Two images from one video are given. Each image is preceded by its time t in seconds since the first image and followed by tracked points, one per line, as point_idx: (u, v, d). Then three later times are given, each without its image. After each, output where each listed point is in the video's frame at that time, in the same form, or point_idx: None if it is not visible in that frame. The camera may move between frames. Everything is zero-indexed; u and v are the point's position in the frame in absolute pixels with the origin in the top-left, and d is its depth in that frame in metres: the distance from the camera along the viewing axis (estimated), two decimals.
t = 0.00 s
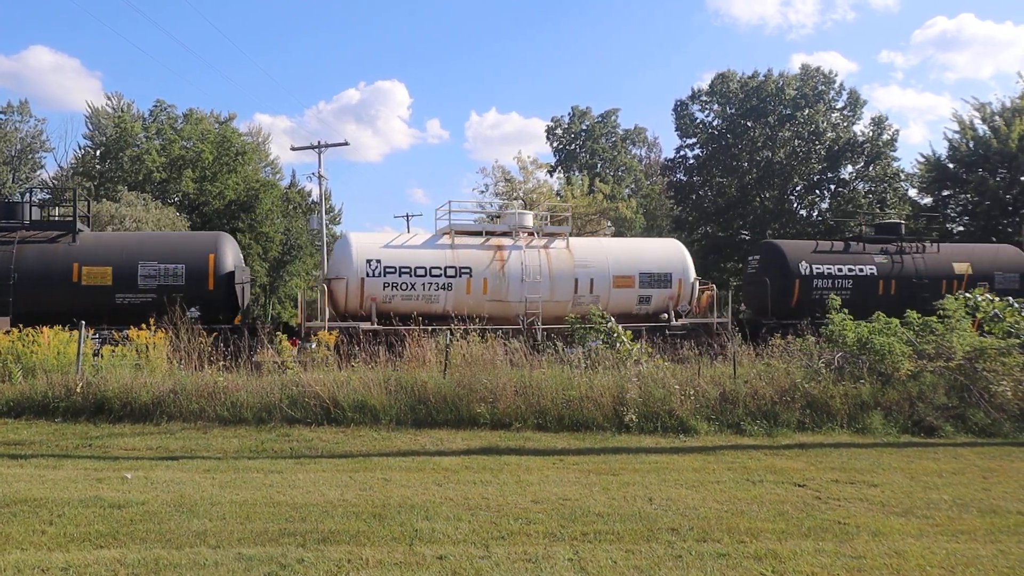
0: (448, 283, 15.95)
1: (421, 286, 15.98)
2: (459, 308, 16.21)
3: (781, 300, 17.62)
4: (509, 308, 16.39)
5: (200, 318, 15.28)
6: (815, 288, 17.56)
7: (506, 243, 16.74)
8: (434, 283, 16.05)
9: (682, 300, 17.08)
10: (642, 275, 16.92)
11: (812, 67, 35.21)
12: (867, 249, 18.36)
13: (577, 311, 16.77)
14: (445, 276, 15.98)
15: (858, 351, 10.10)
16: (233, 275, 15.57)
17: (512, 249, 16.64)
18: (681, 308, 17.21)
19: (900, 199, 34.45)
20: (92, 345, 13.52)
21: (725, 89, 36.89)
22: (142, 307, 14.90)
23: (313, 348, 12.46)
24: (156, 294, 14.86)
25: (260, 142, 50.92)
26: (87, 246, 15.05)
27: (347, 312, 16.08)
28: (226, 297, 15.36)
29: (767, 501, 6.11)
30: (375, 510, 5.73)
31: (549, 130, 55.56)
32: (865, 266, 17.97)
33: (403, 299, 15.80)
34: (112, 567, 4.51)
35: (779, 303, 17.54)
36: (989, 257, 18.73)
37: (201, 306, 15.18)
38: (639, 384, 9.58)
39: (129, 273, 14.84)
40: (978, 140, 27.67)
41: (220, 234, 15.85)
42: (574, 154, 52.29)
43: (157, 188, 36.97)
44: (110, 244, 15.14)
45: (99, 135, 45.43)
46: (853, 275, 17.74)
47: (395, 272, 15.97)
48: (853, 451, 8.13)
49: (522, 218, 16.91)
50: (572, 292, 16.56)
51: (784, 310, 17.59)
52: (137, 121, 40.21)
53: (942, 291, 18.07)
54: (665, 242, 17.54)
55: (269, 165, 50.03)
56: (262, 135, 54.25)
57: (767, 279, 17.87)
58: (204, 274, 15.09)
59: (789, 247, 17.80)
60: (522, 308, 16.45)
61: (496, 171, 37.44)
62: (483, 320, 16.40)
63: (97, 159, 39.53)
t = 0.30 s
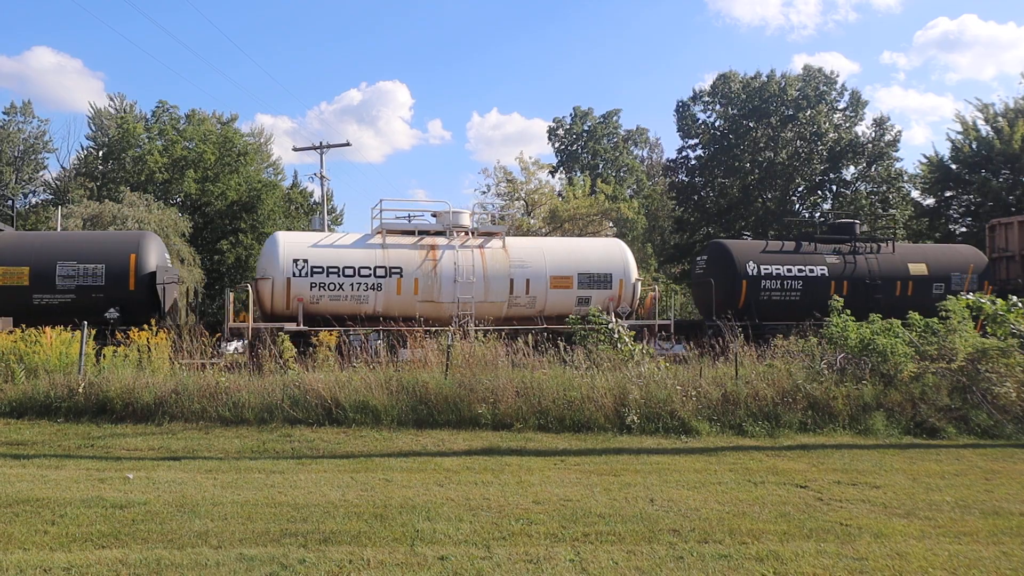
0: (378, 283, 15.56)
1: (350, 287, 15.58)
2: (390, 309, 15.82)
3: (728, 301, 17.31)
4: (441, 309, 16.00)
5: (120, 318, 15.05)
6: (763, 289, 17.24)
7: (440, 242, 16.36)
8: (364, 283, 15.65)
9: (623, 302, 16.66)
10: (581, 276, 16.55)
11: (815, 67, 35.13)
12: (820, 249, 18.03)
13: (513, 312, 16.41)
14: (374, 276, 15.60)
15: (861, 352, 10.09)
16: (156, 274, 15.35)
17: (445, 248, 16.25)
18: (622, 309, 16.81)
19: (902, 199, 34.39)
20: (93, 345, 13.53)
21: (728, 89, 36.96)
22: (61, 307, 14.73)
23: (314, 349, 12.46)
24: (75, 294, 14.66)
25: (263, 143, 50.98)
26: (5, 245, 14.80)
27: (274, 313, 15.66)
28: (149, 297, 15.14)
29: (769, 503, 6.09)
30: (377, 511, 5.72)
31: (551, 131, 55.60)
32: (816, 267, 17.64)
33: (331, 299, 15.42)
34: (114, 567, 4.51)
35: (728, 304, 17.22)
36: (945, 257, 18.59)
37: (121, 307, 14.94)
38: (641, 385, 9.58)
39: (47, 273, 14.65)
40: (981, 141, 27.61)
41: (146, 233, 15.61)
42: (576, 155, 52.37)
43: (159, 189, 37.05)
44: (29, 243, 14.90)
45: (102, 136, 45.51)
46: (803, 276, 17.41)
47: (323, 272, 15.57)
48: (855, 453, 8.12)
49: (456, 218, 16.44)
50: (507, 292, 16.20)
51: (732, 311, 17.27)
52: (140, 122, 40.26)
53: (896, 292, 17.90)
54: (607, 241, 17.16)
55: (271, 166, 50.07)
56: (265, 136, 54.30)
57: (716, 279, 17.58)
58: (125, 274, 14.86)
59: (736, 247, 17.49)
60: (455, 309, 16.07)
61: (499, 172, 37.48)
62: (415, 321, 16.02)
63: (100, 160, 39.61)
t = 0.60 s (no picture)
0: (303, 283, 15.41)
1: (275, 287, 15.42)
2: (316, 310, 15.66)
3: (671, 301, 16.98)
4: (370, 310, 15.83)
5: (36, 319, 14.98)
6: (707, 290, 16.95)
7: (370, 242, 16.15)
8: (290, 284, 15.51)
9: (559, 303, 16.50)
10: (515, 277, 16.37)
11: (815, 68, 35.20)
12: (767, 248, 17.75)
13: (446, 313, 16.24)
14: (300, 276, 15.44)
15: (861, 354, 10.08)
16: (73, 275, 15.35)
17: (375, 248, 16.04)
18: (557, 311, 16.66)
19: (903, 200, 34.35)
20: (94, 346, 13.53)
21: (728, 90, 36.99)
22: None
23: (315, 350, 12.45)
24: None
25: (264, 144, 51.00)
26: None
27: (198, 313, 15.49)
28: (67, 297, 15.15)
29: (770, 504, 6.08)
30: (377, 512, 5.72)
31: (551, 132, 55.61)
32: (763, 267, 17.37)
33: (254, 300, 15.26)
34: (114, 568, 4.51)
35: (672, 304, 16.92)
36: (898, 257, 18.41)
37: (36, 307, 14.90)
38: (642, 386, 9.57)
39: None
40: (982, 142, 27.59)
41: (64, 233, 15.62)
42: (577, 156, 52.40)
43: (160, 189, 37.03)
44: None
45: (103, 136, 45.47)
46: (749, 277, 17.13)
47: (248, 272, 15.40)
48: (856, 454, 8.11)
49: (388, 217, 16.24)
50: (438, 293, 16.01)
51: (675, 312, 16.96)
52: (141, 123, 40.27)
53: (846, 293, 17.70)
54: (544, 242, 16.99)
55: (272, 167, 50.06)
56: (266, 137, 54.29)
57: (660, 280, 17.23)
58: (42, 274, 14.85)
59: (680, 247, 17.14)
60: (383, 310, 15.90)
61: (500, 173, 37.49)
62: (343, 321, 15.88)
63: (101, 160, 39.61)
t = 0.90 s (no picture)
0: (225, 284, 15.02)
1: (196, 288, 15.02)
2: (239, 311, 15.27)
3: (611, 302, 16.74)
4: (295, 310, 15.47)
5: None
6: (647, 291, 16.73)
7: (297, 242, 15.80)
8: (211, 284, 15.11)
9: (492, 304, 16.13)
10: (446, 277, 16.00)
11: (815, 69, 35.32)
12: (712, 249, 17.52)
13: (375, 314, 15.87)
14: (222, 276, 15.05)
15: (861, 354, 10.08)
16: None
17: (301, 248, 15.67)
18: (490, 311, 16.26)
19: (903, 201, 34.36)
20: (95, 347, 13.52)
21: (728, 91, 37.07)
22: None
23: (315, 350, 12.44)
24: None
25: (264, 144, 51.02)
26: None
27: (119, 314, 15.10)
28: None
29: (770, 504, 6.08)
30: (376, 513, 5.71)
31: (551, 133, 55.67)
32: (706, 268, 17.12)
33: (174, 300, 14.87)
34: (114, 569, 4.50)
35: (611, 305, 16.67)
36: (848, 258, 18.07)
37: None
38: (641, 387, 9.57)
39: None
40: (982, 143, 27.60)
41: None
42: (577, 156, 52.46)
43: (160, 190, 37.02)
44: None
45: (103, 137, 45.48)
46: (691, 278, 16.87)
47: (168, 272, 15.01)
48: (856, 454, 8.12)
49: (315, 215, 15.83)
50: (365, 293, 15.66)
51: (614, 313, 16.73)
52: (141, 123, 40.27)
53: (793, 294, 17.37)
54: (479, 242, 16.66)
55: (272, 168, 50.02)
56: (266, 138, 54.30)
57: (600, 281, 17.04)
58: None
59: (620, 247, 16.96)
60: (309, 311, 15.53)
61: (500, 174, 37.52)
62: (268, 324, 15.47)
63: (101, 161, 39.62)
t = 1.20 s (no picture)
0: (143, 284, 14.93)
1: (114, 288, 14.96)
2: (159, 312, 15.16)
3: (547, 303, 16.27)
4: (217, 310, 15.34)
5: None
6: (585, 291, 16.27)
7: (220, 241, 15.65)
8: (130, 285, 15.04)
9: (421, 304, 15.94)
10: (374, 277, 15.76)
11: (815, 70, 35.44)
12: (653, 248, 17.10)
13: (300, 315, 15.67)
14: (140, 277, 14.96)
15: (862, 354, 10.07)
16: None
17: (224, 247, 15.52)
18: (419, 312, 16.04)
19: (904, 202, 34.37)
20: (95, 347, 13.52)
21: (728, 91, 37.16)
22: None
23: (315, 351, 12.42)
24: None
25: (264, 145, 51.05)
26: None
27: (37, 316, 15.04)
28: None
29: (770, 505, 6.08)
30: (376, 513, 5.71)
31: (551, 133, 55.72)
32: (648, 268, 16.71)
33: (90, 301, 14.81)
34: (114, 569, 4.50)
35: (548, 306, 16.21)
36: (796, 257, 17.80)
37: None
38: (641, 387, 9.57)
39: None
40: (982, 143, 27.61)
41: None
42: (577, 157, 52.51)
43: (160, 191, 37.04)
44: None
45: (103, 138, 45.48)
46: (631, 278, 16.46)
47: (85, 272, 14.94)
48: (857, 455, 8.12)
49: (238, 214, 15.69)
50: (289, 294, 15.44)
51: (551, 315, 16.27)
52: (141, 123, 40.28)
53: (739, 295, 17.03)
54: (411, 241, 16.44)
55: (272, 168, 50.04)
56: (266, 138, 54.31)
57: (536, 281, 16.56)
58: None
59: (557, 246, 16.51)
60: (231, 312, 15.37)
61: (500, 174, 37.52)
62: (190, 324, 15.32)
63: (101, 162, 39.63)
